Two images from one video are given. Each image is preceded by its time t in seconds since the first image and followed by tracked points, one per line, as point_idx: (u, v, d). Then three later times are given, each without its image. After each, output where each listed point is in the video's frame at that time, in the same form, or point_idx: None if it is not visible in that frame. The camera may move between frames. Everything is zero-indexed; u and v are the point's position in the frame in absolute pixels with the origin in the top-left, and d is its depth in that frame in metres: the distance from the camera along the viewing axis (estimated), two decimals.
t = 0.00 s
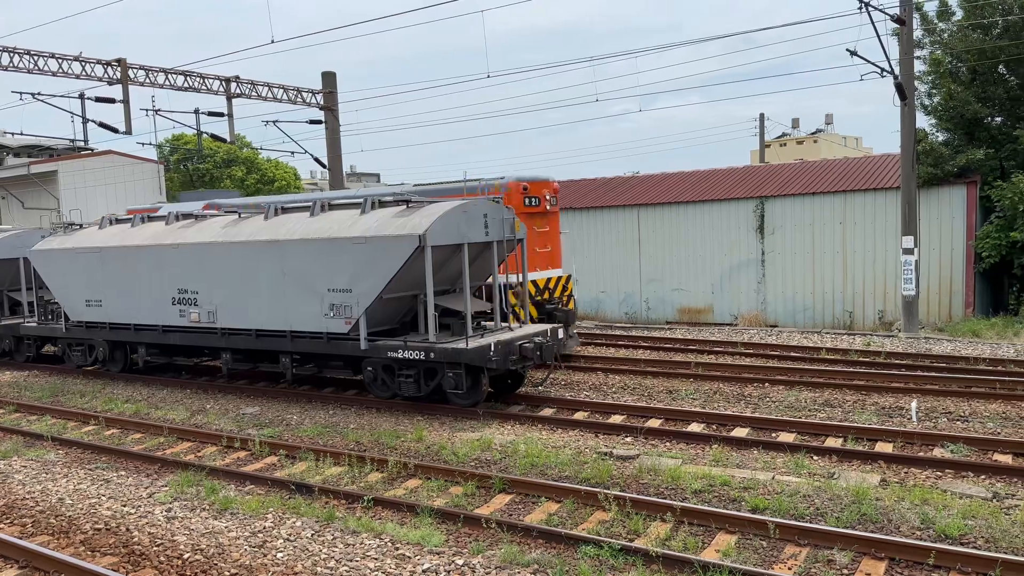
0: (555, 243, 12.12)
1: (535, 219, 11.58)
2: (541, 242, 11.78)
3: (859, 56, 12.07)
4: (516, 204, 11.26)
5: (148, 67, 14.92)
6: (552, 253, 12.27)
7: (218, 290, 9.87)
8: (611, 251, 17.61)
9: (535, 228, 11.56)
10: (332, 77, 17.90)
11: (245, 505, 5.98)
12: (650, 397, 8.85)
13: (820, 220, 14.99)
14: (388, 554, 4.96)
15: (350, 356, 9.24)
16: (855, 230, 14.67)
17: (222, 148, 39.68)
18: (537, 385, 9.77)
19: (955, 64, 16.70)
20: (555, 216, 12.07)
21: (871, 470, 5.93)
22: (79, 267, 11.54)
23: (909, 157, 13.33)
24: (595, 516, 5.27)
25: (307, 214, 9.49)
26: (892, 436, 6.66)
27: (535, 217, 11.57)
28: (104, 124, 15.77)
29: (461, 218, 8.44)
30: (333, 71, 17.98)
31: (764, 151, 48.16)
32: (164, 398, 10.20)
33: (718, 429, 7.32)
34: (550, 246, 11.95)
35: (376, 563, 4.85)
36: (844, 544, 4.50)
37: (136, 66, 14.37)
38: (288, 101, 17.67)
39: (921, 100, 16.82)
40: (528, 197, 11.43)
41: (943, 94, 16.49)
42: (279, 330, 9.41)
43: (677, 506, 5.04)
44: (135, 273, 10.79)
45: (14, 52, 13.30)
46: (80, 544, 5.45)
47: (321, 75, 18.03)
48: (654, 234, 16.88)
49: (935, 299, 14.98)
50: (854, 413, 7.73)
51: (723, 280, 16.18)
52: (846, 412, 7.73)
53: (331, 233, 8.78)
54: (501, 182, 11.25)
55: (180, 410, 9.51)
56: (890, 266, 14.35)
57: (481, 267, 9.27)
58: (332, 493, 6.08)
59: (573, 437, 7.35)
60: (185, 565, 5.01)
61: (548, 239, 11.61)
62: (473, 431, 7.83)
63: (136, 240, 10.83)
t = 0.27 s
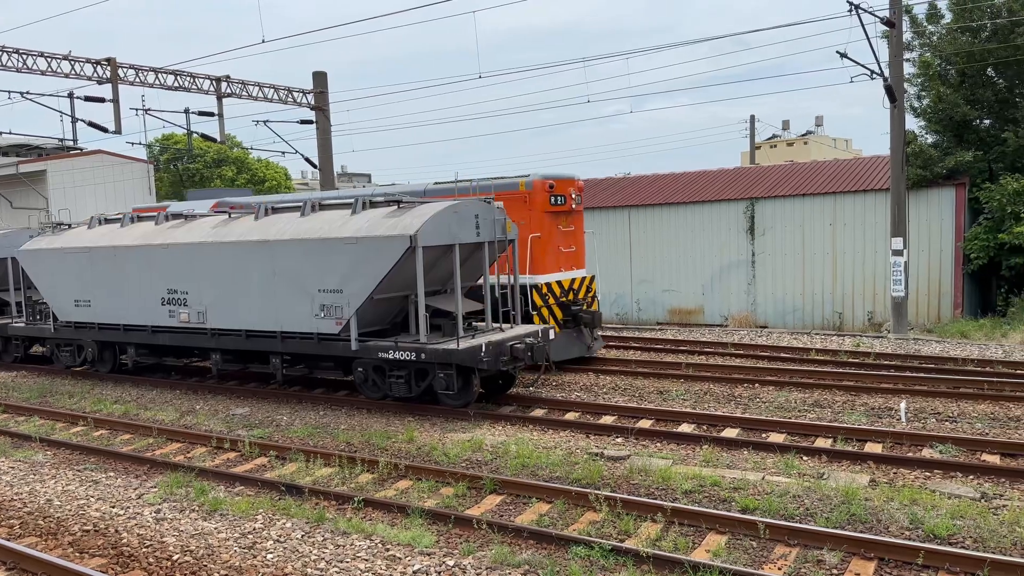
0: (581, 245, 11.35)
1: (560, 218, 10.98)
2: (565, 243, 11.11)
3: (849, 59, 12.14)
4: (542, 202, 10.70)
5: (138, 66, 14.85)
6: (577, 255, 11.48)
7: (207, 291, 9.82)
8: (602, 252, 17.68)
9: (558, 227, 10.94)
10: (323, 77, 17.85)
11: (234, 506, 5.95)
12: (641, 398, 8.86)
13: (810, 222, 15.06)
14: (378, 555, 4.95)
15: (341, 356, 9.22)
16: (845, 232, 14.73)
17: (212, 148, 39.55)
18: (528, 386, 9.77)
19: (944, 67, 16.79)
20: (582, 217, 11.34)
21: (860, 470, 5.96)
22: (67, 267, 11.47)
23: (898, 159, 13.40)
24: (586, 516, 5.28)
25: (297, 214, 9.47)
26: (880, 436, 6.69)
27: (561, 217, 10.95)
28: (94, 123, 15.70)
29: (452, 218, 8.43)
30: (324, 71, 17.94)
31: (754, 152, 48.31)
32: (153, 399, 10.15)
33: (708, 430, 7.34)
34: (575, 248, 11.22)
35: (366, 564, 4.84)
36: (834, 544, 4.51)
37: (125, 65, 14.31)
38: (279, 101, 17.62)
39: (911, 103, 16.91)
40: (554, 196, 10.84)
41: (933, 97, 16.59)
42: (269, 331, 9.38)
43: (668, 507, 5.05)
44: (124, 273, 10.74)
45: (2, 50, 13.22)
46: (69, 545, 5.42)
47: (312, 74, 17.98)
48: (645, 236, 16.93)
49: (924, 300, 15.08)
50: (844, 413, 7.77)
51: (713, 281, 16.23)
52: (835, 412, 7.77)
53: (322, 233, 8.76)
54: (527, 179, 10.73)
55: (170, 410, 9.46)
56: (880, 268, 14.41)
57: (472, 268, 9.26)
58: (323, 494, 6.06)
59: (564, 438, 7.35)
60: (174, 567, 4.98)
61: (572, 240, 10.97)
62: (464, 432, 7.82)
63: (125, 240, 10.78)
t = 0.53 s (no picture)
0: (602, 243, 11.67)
1: (584, 216, 11.28)
2: (589, 242, 11.41)
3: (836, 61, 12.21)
4: (567, 201, 10.91)
5: (125, 66, 14.77)
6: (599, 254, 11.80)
7: (194, 292, 9.77)
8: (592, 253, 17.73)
9: (583, 226, 11.24)
10: (311, 77, 17.80)
11: (222, 508, 5.92)
12: (629, 398, 8.90)
13: (797, 223, 15.13)
14: (367, 556, 4.94)
15: (329, 358, 9.19)
16: (831, 233, 14.81)
17: (199, 148, 39.35)
18: (517, 387, 9.77)
19: (930, 69, 16.90)
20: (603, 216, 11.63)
21: (847, 470, 5.99)
22: (53, 268, 11.39)
23: (885, 161, 13.48)
24: (575, 517, 5.29)
25: (285, 214, 9.44)
26: (867, 436, 6.73)
27: (584, 215, 11.25)
28: (79, 123, 15.59)
29: (441, 219, 8.43)
30: (312, 71, 17.89)
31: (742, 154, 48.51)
32: (140, 401, 10.08)
33: (696, 430, 7.36)
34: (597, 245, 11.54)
35: (355, 565, 4.83)
36: (821, 544, 4.54)
37: (112, 64, 14.23)
38: (267, 101, 17.56)
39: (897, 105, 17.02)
40: (579, 194, 11.10)
41: (918, 99, 16.65)
42: (257, 332, 9.34)
43: (656, 507, 5.06)
44: (110, 273, 10.66)
45: None
46: (54, 548, 5.37)
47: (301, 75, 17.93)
48: (633, 237, 16.99)
49: (909, 301, 15.20)
50: (830, 413, 7.81)
51: (701, 282, 16.29)
52: (822, 413, 7.81)
53: (310, 233, 8.73)
54: (552, 178, 10.94)
55: (156, 412, 9.40)
56: (866, 269, 14.48)
57: (461, 268, 9.26)
58: (311, 496, 6.04)
59: (553, 439, 7.36)
60: (161, 569, 4.95)
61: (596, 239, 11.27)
62: (453, 433, 7.81)
63: (111, 240, 10.70)
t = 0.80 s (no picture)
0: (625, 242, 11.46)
1: (607, 216, 11.08)
2: (612, 242, 11.20)
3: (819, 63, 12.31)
4: (591, 199, 10.71)
5: (107, 66, 14.64)
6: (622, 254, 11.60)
7: (178, 293, 9.70)
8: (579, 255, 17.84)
9: (606, 225, 11.02)
10: (295, 77, 17.73)
11: (206, 511, 5.88)
12: (615, 399, 8.92)
13: (781, 225, 15.23)
14: (352, 558, 4.92)
15: (314, 359, 9.15)
16: (815, 235, 14.92)
17: (182, 148, 39.08)
18: (503, 388, 9.77)
19: (912, 72, 17.06)
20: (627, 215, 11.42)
21: (830, 470, 6.04)
22: (34, 269, 11.28)
23: (867, 163, 13.59)
24: (561, 518, 5.29)
25: (270, 215, 9.40)
26: (850, 436, 6.78)
27: (607, 214, 11.05)
28: (61, 123, 15.44)
29: (426, 220, 8.41)
30: (296, 71, 17.81)
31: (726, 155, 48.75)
32: (123, 403, 10.00)
33: (682, 430, 7.39)
34: (621, 245, 11.31)
35: (340, 568, 4.81)
36: (805, 543, 4.56)
37: (94, 64, 14.10)
38: (251, 101, 17.47)
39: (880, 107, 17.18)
40: (602, 192, 10.89)
41: (900, 101, 16.76)
42: (241, 333, 9.29)
43: (642, 507, 5.08)
44: (93, 275, 10.57)
45: None
46: (35, 552, 5.32)
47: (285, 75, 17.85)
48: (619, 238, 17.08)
49: (891, 302, 15.34)
50: (814, 413, 7.86)
51: (686, 283, 16.40)
52: (806, 413, 7.86)
53: (295, 234, 8.70)
54: (575, 177, 10.74)
55: (140, 415, 9.32)
56: (849, 270, 14.59)
57: (446, 269, 9.25)
58: (296, 498, 6.01)
59: (539, 440, 7.36)
60: (144, 573, 4.91)
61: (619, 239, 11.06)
62: (438, 434, 7.81)
63: (93, 241, 10.61)
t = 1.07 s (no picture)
0: (644, 242, 11.09)
1: (629, 216, 10.69)
2: (633, 242, 10.81)
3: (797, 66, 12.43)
4: (614, 198, 10.29)
5: (84, 66, 14.48)
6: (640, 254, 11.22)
7: (157, 295, 9.62)
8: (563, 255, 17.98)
9: (628, 225, 10.64)
10: (275, 78, 17.64)
11: (186, 514, 5.83)
12: (598, 400, 8.94)
13: (761, 226, 15.36)
14: (334, 561, 4.90)
15: (294, 361, 9.11)
16: (794, 236, 15.05)
17: (161, 149, 38.75)
18: (485, 390, 9.77)
19: (889, 74, 17.25)
20: (645, 214, 11.09)
21: (810, 469, 6.09)
22: (10, 271, 11.13)
23: (846, 165, 13.72)
24: (544, 518, 5.30)
25: (250, 216, 9.34)
26: (829, 435, 6.85)
27: (629, 214, 10.65)
28: (37, 123, 15.25)
29: (408, 221, 8.39)
30: (276, 71, 17.71)
31: (707, 157, 49.03)
32: (101, 406, 9.89)
33: (663, 430, 7.42)
34: (642, 246, 10.95)
35: (321, 571, 4.79)
36: (786, 542, 4.60)
37: (70, 63, 13.94)
38: (231, 101, 17.36)
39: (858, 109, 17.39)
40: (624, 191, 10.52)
41: (878, 104, 17.01)
42: (221, 336, 9.23)
43: (623, 508, 5.10)
44: (70, 277, 10.46)
45: None
46: (12, 558, 5.25)
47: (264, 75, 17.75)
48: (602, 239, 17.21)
49: (869, 303, 15.50)
50: (793, 413, 7.93)
51: (668, 283, 16.55)
52: (786, 412, 7.92)
53: (275, 236, 8.65)
54: (598, 174, 10.30)
55: (118, 418, 9.23)
56: (828, 270, 14.71)
57: (428, 270, 9.22)
58: (277, 501, 5.98)
59: (521, 440, 7.37)
60: None
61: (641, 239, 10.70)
62: (421, 436, 7.79)
63: (70, 242, 10.50)
